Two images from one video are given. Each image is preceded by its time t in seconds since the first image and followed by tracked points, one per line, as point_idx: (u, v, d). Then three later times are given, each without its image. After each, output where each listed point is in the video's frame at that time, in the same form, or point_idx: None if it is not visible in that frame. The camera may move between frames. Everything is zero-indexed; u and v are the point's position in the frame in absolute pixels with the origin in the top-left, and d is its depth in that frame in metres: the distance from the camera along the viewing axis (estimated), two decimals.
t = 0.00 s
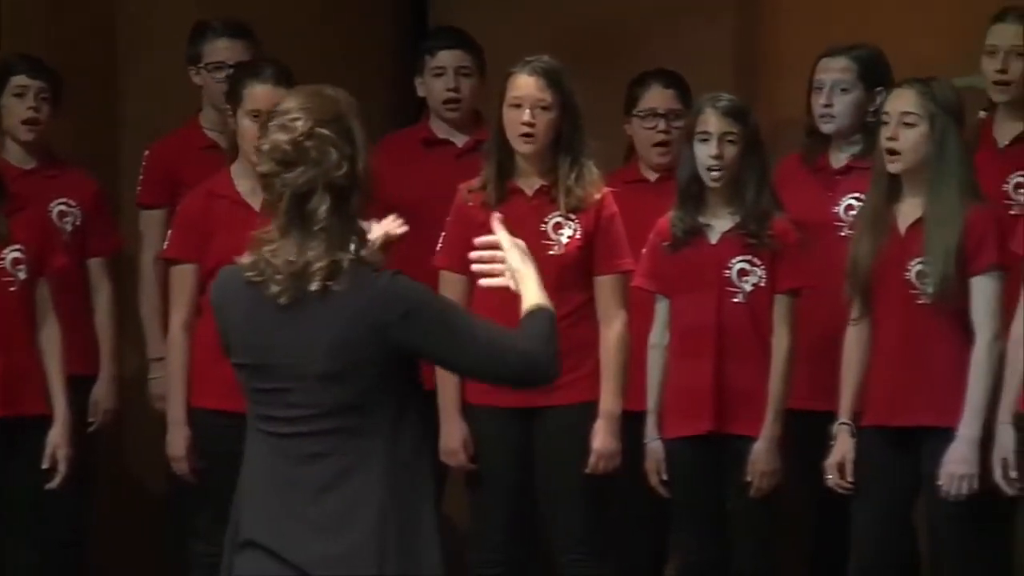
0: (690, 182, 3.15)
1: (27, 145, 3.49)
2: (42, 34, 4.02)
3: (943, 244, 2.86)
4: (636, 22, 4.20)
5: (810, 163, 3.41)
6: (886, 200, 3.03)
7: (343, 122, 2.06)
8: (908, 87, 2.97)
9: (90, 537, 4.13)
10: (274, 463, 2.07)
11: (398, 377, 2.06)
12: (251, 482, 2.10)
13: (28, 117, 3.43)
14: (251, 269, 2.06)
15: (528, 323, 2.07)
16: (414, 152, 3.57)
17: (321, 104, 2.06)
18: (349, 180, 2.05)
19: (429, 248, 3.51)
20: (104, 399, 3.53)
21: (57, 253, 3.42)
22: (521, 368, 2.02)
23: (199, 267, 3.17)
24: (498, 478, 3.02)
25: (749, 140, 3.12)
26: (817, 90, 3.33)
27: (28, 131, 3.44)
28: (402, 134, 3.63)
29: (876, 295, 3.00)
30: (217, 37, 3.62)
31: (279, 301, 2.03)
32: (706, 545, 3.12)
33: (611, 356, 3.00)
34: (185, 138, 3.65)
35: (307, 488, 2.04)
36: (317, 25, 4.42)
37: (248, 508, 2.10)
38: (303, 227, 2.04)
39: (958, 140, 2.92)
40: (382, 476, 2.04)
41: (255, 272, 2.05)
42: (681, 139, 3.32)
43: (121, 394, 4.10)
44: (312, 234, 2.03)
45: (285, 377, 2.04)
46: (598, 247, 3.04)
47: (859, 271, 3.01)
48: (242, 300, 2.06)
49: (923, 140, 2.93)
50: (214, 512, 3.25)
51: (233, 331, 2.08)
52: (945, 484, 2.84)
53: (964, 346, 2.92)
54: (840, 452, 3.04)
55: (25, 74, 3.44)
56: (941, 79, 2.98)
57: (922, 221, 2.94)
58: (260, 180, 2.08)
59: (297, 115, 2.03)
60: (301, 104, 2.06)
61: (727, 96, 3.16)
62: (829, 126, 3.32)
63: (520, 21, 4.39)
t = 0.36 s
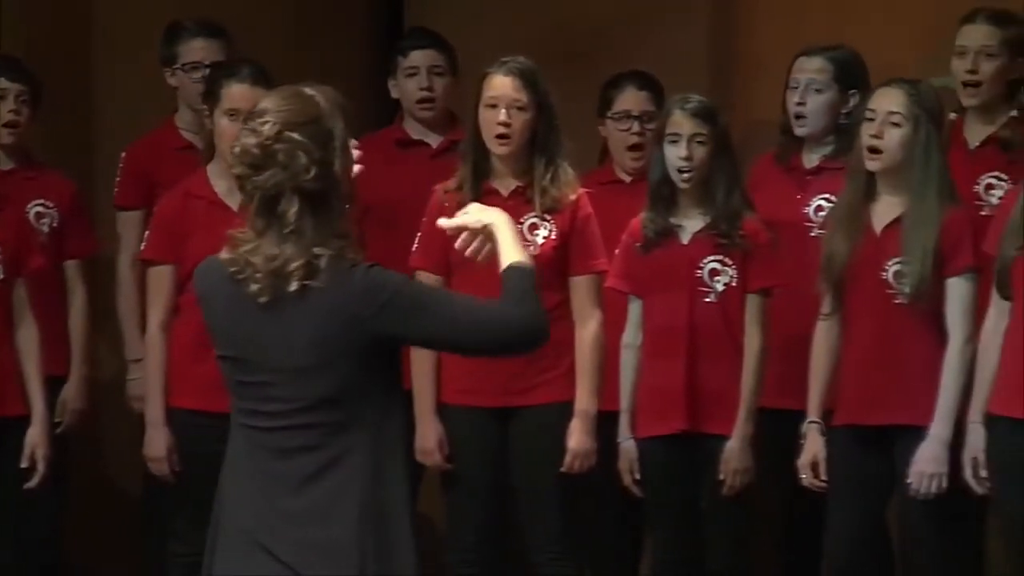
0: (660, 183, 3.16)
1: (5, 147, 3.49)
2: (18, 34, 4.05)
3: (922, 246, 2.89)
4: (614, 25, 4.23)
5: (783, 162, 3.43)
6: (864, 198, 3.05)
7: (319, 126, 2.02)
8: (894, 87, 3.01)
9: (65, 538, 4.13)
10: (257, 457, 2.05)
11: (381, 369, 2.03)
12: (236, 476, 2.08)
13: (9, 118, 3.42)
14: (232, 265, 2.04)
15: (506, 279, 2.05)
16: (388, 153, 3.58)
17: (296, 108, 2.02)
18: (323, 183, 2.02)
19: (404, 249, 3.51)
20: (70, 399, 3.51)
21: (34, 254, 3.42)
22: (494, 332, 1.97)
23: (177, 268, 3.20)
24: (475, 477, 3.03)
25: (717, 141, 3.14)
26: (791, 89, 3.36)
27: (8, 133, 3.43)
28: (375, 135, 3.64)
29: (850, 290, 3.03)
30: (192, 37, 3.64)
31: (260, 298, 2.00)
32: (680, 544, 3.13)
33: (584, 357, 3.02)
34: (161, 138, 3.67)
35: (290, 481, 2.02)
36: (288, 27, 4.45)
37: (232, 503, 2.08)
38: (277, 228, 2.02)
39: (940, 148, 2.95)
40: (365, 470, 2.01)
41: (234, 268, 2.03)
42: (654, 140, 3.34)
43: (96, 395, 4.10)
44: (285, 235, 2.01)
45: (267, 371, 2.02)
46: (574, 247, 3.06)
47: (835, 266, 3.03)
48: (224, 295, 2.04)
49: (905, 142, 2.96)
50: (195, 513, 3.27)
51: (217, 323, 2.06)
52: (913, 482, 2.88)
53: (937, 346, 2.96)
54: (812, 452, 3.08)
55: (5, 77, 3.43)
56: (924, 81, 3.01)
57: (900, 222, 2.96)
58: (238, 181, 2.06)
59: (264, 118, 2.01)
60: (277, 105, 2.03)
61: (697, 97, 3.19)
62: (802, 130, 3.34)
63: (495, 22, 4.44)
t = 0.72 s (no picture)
0: (632, 185, 3.17)
1: None
2: None
3: (905, 243, 2.93)
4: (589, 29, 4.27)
5: (755, 164, 3.45)
6: (841, 199, 3.08)
7: (305, 132, 2.09)
8: (864, 91, 3.03)
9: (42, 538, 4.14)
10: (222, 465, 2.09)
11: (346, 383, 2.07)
12: (200, 485, 2.11)
13: None
14: (199, 271, 2.08)
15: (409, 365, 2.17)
16: (364, 155, 3.60)
17: (283, 113, 2.10)
18: (302, 187, 2.08)
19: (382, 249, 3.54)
20: (59, 400, 3.53)
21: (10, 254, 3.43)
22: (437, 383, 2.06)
23: (155, 268, 3.24)
24: (451, 475, 3.06)
25: (687, 142, 3.14)
26: (762, 90, 3.38)
27: None
28: (353, 136, 3.66)
29: (828, 294, 3.05)
30: (167, 39, 3.65)
31: (226, 304, 2.04)
32: (653, 542, 3.13)
33: (559, 357, 3.04)
34: (137, 139, 3.68)
35: (259, 492, 2.06)
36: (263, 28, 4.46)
37: (199, 510, 2.11)
38: (252, 229, 2.07)
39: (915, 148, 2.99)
40: (331, 483, 2.06)
41: (203, 276, 2.07)
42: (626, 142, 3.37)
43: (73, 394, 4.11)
44: (261, 235, 2.06)
45: (231, 383, 2.05)
46: (549, 247, 3.08)
47: (812, 270, 3.06)
48: (190, 305, 2.08)
49: (882, 144, 2.99)
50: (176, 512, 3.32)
51: (181, 331, 2.08)
52: (900, 481, 2.93)
53: (917, 343, 2.99)
54: (792, 452, 3.11)
55: None
56: (892, 83, 3.05)
57: (880, 222, 2.99)
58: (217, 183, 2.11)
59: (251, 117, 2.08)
60: (263, 111, 2.11)
61: (667, 99, 3.18)
62: (769, 132, 3.37)
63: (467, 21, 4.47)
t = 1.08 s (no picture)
0: (608, 186, 3.18)
1: None
2: None
3: (873, 244, 2.95)
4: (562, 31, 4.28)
5: (728, 166, 3.47)
6: (808, 200, 3.08)
7: (259, 125, 2.07)
8: (827, 91, 3.05)
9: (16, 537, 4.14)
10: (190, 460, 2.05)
11: (310, 365, 2.06)
12: (168, 482, 2.08)
13: None
14: (163, 266, 2.04)
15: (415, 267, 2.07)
16: (340, 157, 3.59)
17: (237, 107, 2.07)
18: (263, 181, 2.06)
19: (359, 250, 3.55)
20: (30, 399, 3.55)
21: None
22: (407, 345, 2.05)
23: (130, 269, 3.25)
24: (428, 472, 3.06)
25: (662, 143, 3.16)
26: (735, 91, 3.39)
27: None
28: (327, 139, 3.66)
29: (799, 300, 3.07)
30: (141, 41, 3.65)
31: (191, 296, 2.01)
32: (627, 541, 3.14)
33: (535, 357, 3.07)
34: (112, 140, 3.69)
35: (230, 485, 2.03)
36: (238, 30, 4.46)
37: (168, 507, 2.08)
38: (216, 226, 2.04)
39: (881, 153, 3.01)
40: (303, 467, 2.05)
41: (167, 268, 2.03)
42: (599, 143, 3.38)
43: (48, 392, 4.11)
44: (226, 231, 2.03)
45: (197, 374, 2.02)
46: (524, 247, 3.10)
47: (782, 274, 3.07)
48: (153, 299, 2.04)
49: (847, 141, 3.01)
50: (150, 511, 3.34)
51: (144, 326, 2.05)
52: (873, 480, 2.95)
53: (886, 344, 3.01)
54: (763, 452, 3.13)
55: None
56: (853, 82, 3.07)
57: (849, 225, 3.00)
58: (174, 180, 2.07)
59: (211, 114, 2.05)
60: (217, 105, 2.08)
61: (640, 100, 3.19)
62: (743, 129, 3.37)
63: (440, 23, 4.49)
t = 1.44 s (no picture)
0: (582, 187, 3.19)
1: None
2: None
3: (835, 244, 2.97)
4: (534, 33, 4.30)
5: (704, 167, 3.49)
6: (776, 206, 3.11)
7: (210, 124, 2.08)
8: (793, 92, 3.07)
9: None
10: (137, 456, 2.04)
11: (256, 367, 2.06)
12: (115, 482, 2.07)
13: None
14: (113, 264, 2.04)
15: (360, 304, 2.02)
16: (317, 157, 3.61)
17: (189, 105, 2.08)
18: (216, 178, 2.06)
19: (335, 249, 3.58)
20: (10, 399, 3.54)
21: None
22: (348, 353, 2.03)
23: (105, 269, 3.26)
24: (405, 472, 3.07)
25: (637, 143, 3.18)
26: (710, 93, 3.40)
27: None
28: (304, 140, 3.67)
29: (767, 297, 3.09)
30: (118, 41, 3.67)
31: (141, 293, 2.02)
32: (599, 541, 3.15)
33: (511, 357, 3.08)
34: (90, 140, 3.69)
35: (175, 481, 2.03)
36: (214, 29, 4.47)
37: (115, 508, 2.07)
38: (168, 223, 2.04)
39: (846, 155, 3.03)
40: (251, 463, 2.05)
41: (118, 267, 2.03)
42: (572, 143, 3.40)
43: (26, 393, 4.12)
44: (178, 228, 2.03)
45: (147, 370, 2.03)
46: (499, 247, 3.11)
47: (749, 270, 3.09)
48: (104, 297, 2.04)
49: (813, 144, 3.03)
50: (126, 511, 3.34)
51: (94, 325, 2.05)
52: (832, 480, 2.96)
53: (849, 342, 3.04)
54: (730, 450, 3.15)
55: None
56: (818, 84, 3.09)
57: (812, 226, 3.03)
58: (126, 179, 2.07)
59: (165, 112, 2.06)
60: (168, 105, 2.08)
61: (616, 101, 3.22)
62: (718, 130, 3.39)
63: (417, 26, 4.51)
